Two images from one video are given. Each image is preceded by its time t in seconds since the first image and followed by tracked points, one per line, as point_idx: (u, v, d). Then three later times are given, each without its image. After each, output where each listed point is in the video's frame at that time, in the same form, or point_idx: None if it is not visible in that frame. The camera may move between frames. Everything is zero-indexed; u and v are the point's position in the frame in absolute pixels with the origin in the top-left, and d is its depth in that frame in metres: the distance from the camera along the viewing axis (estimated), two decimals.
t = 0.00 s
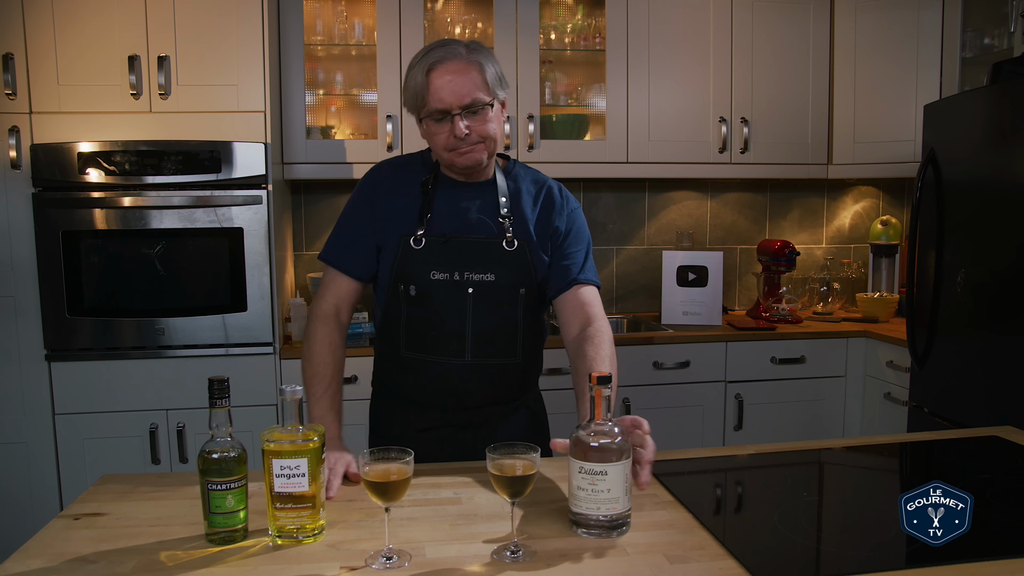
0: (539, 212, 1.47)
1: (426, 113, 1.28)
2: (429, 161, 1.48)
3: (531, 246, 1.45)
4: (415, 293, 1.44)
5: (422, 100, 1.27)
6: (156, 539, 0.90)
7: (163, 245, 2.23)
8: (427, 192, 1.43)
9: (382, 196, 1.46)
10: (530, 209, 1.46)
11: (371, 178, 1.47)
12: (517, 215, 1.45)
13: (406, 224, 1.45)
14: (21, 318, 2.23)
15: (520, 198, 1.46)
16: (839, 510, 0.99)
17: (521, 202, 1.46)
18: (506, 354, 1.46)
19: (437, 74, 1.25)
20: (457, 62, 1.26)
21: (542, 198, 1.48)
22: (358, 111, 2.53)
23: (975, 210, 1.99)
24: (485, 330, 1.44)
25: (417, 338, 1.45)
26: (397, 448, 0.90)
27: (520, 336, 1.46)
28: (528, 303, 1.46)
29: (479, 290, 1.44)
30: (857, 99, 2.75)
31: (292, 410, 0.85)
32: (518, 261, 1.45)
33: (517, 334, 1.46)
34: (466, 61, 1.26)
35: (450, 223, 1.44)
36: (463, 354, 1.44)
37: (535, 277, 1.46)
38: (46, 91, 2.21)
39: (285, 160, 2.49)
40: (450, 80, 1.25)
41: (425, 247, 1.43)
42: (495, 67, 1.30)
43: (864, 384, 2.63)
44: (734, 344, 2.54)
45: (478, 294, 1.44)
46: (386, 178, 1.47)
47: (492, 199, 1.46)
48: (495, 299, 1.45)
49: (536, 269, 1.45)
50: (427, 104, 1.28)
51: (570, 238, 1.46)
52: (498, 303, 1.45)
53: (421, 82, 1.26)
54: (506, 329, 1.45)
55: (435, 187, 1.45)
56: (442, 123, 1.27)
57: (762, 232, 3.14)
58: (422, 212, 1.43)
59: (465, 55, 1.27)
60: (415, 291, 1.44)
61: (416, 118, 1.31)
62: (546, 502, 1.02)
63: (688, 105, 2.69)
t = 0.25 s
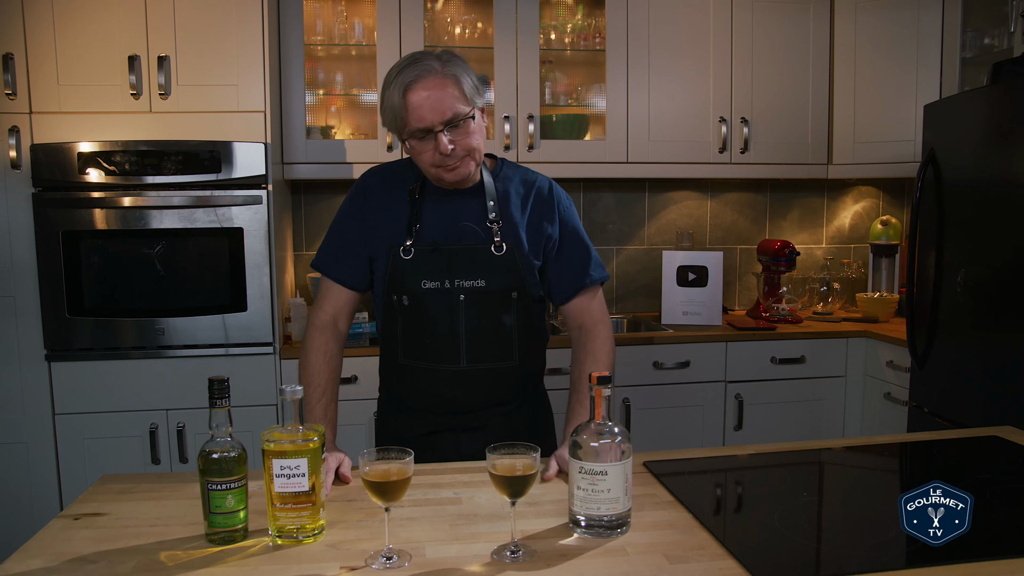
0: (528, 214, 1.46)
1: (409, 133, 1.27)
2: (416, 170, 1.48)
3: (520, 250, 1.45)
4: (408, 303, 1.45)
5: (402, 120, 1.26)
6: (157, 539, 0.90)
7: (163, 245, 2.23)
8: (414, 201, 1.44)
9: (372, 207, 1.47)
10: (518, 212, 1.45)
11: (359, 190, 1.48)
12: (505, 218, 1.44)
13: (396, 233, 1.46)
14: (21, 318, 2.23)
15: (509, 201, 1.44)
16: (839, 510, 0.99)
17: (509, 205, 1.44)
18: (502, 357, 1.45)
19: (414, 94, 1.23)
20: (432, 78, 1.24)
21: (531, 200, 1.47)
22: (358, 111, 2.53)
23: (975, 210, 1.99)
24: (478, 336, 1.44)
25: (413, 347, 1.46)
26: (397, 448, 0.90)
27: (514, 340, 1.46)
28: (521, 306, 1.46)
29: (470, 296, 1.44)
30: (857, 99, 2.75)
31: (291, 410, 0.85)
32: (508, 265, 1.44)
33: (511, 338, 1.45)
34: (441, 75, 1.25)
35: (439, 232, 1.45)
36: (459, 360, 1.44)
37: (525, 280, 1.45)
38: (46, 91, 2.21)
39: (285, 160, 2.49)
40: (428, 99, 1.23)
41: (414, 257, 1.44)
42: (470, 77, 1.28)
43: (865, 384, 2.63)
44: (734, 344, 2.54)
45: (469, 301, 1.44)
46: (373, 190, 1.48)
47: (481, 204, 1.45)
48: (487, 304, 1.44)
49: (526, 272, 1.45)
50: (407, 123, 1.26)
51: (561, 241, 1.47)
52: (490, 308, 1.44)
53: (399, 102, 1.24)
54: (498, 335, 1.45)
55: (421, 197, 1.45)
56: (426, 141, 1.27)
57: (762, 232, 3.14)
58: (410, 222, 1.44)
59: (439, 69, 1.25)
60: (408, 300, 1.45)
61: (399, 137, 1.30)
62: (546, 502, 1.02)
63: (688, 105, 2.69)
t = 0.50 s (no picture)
0: (529, 209, 1.48)
1: (401, 130, 1.27)
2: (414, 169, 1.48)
3: (522, 245, 1.46)
4: (410, 301, 1.44)
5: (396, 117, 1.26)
6: (156, 539, 0.90)
7: (163, 245, 2.23)
8: (414, 200, 1.44)
9: (371, 207, 1.47)
10: (519, 207, 1.47)
11: (357, 190, 1.48)
12: (506, 214, 1.46)
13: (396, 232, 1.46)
14: (21, 318, 2.23)
15: (509, 198, 1.46)
16: (839, 510, 0.99)
17: (509, 201, 1.46)
18: (505, 355, 1.46)
19: (406, 92, 1.24)
20: (426, 78, 1.24)
21: (531, 194, 1.48)
22: (358, 111, 2.53)
23: (976, 211, 1.99)
24: (480, 334, 1.44)
25: (415, 345, 1.45)
26: (397, 448, 0.90)
27: (514, 336, 1.46)
28: (523, 303, 1.47)
29: (473, 294, 1.44)
30: (857, 98, 2.75)
31: (291, 410, 0.85)
32: (510, 262, 1.44)
33: (512, 335, 1.46)
34: (435, 76, 1.25)
35: (440, 229, 1.45)
36: (462, 358, 1.44)
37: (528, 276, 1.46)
38: (46, 91, 2.21)
39: (285, 160, 2.49)
40: (419, 98, 1.24)
41: (417, 254, 1.43)
42: (466, 78, 1.29)
43: (865, 384, 2.63)
44: (734, 344, 2.54)
45: (472, 298, 1.44)
46: (372, 190, 1.48)
47: (481, 201, 1.46)
48: (489, 302, 1.44)
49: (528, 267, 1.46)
50: (399, 120, 1.27)
51: (562, 233, 1.50)
52: (493, 305, 1.44)
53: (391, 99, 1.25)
54: (500, 332, 1.45)
55: (421, 195, 1.45)
56: (417, 139, 1.27)
57: (762, 232, 3.14)
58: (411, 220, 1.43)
59: (434, 69, 1.25)
60: (410, 298, 1.44)
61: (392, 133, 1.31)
62: (546, 501, 1.02)
63: (688, 106, 2.69)
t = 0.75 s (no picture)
0: (528, 207, 1.49)
1: (408, 122, 1.28)
2: (415, 166, 1.48)
3: (523, 241, 1.47)
4: (411, 296, 1.44)
5: (404, 108, 1.27)
6: (156, 539, 0.90)
7: (163, 245, 2.23)
8: (416, 196, 1.43)
9: (371, 205, 1.47)
10: (519, 204, 1.48)
11: (358, 187, 1.48)
12: (506, 211, 1.46)
13: (397, 228, 1.46)
14: (22, 318, 2.23)
15: (509, 195, 1.47)
16: (839, 510, 0.99)
17: (509, 199, 1.47)
18: (506, 350, 1.46)
19: (417, 84, 1.25)
20: (437, 71, 1.26)
21: (530, 193, 1.49)
22: (358, 111, 2.53)
23: (975, 210, 1.99)
24: (482, 328, 1.45)
25: (416, 341, 1.45)
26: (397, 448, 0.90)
27: (516, 332, 1.47)
28: (524, 299, 1.47)
29: (475, 288, 1.44)
30: (857, 98, 2.75)
31: (291, 410, 0.85)
32: (511, 257, 1.45)
33: (513, 330, 1.46)
34: (447, 70, 1.26)
35: (442, 225, 1.45)
36: (463, 353, 1.44)
37: (529, 272, 1.46)
38: (46, 91, 2.21)
39: (285, 160, 2.49)
40: (430, 90, 1.24)
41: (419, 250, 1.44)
42: (476, 75, 1.30)
43: (865, 384, 2.63)
44: (734, 344, 2.54)
45: (474, 293, 1.44)
46: (373, 186, 1.48)
47: (482, 198, 1.47)
48: (491, 297, 1.45)
49: (528, 264, 1.47)
50: (408, 112, 1.27)
51: (560, 231, 1.51)
52: (494, 300, 1.45)
53: (402, 90, 1.26)
54: (501, 326, 1.45)
55: (422, 191, 1.45)
56: (423, 132, 1.28)
57: (762, 232, 3.14)
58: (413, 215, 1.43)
59: (446, 63, 1.27)
60: (412, 293, 1.44)
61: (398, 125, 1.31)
62: (546, 501, 1.02)
63: (688, 106, 2.69)
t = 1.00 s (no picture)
0: (528, 206, 1.49)
1: (418, 116, 1.29)
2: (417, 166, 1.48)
3: (522, 238, 1.46)
4: (416, 293, 1.45)
5: (414, 102, 1.28)
6: (156, 539, 0.90)
7: (163, 245, 2.23)
8: (419, 194, 1.44)
9: (374, 204, 1.47)
10: (519, 203, 1.48)
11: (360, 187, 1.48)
12: (506, 209, 1.47)
13: (400, 227, 1.46)
14: (22, 318, 2.23)
15: (508, 195, 1.47)
16: (839, 510, 0.99)
17: (509, 198, 1.47)
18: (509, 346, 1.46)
19: (429, 79, 1.26)
20: (449, 68, 1.28)
21: (529, 192, 1.50)
22: (358, 111, 2.53)
23: (975, 210, 1.99)
24: (486, 324, 1.45)
25: (420, 337, 1.45)
26: (397, 448, 0.90)
27: (518, 327, 1.47)
28: (527, 295, 1.48)
29: (478, 284, 1.45)
30: (857, 98, 2.75)
31: (291, 410, 0.85)
32: (514, 254, 1.45)
33: (516, 326, 1.47)
34: (458, 67, 1.28)
35: (444, 224, 1.46)
36: (467, 348, 1.45)
37: (530, 269, 1.47)
38: (46, 91, 2.21)
39: (285, 160, 2.49)
40: (441, 85, 1.26)
41: (423, 247, 1.44)
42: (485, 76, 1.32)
43: (864, 384, 2.63)
44: (734, 343, 2.54)
45: (477, 289, 1.45)
46: (375, 185, 1.47)
47: (482, 197, 1.48)
48: (494, 293, 1.45)
49: (529, 261, 1.47)
50: (418, 107, 1.29)
51: (559, 231, 1.50)
52: (497, 296, 1.45)
53: (413, 85, 1.27)
54: (504, 322, 1.46)
55: (425, 189, 1.46)
56: (432, 127, 1.29)
57: (762, 232, 3.14)
58: (416, 213, 1.44)
59: (457, 61, 1.29)
60: (416, 290, 1.45)
61: (407, 120, 1.32)
62: (546, 501, 1.02)
63: (688, 106, 2.69)
